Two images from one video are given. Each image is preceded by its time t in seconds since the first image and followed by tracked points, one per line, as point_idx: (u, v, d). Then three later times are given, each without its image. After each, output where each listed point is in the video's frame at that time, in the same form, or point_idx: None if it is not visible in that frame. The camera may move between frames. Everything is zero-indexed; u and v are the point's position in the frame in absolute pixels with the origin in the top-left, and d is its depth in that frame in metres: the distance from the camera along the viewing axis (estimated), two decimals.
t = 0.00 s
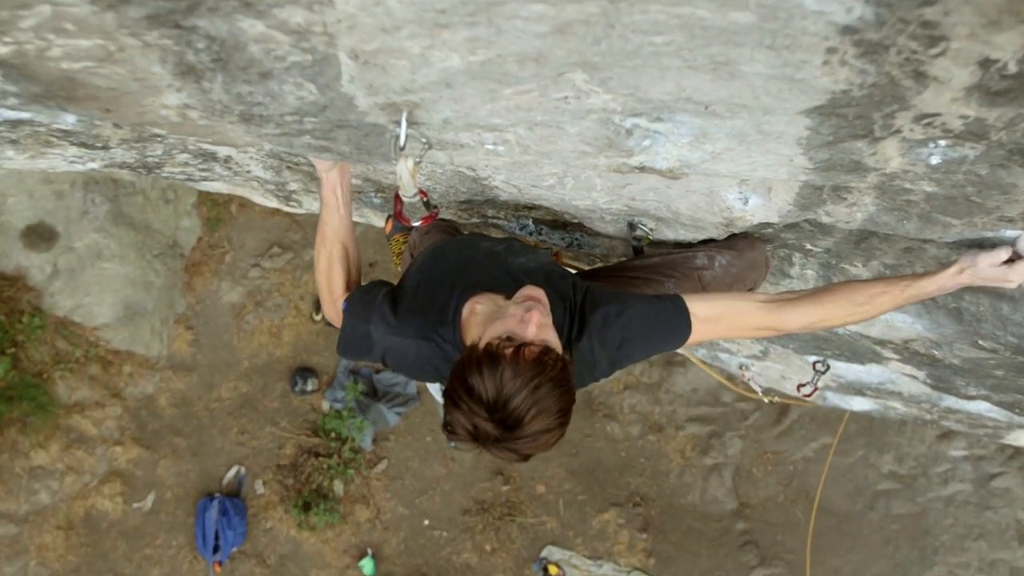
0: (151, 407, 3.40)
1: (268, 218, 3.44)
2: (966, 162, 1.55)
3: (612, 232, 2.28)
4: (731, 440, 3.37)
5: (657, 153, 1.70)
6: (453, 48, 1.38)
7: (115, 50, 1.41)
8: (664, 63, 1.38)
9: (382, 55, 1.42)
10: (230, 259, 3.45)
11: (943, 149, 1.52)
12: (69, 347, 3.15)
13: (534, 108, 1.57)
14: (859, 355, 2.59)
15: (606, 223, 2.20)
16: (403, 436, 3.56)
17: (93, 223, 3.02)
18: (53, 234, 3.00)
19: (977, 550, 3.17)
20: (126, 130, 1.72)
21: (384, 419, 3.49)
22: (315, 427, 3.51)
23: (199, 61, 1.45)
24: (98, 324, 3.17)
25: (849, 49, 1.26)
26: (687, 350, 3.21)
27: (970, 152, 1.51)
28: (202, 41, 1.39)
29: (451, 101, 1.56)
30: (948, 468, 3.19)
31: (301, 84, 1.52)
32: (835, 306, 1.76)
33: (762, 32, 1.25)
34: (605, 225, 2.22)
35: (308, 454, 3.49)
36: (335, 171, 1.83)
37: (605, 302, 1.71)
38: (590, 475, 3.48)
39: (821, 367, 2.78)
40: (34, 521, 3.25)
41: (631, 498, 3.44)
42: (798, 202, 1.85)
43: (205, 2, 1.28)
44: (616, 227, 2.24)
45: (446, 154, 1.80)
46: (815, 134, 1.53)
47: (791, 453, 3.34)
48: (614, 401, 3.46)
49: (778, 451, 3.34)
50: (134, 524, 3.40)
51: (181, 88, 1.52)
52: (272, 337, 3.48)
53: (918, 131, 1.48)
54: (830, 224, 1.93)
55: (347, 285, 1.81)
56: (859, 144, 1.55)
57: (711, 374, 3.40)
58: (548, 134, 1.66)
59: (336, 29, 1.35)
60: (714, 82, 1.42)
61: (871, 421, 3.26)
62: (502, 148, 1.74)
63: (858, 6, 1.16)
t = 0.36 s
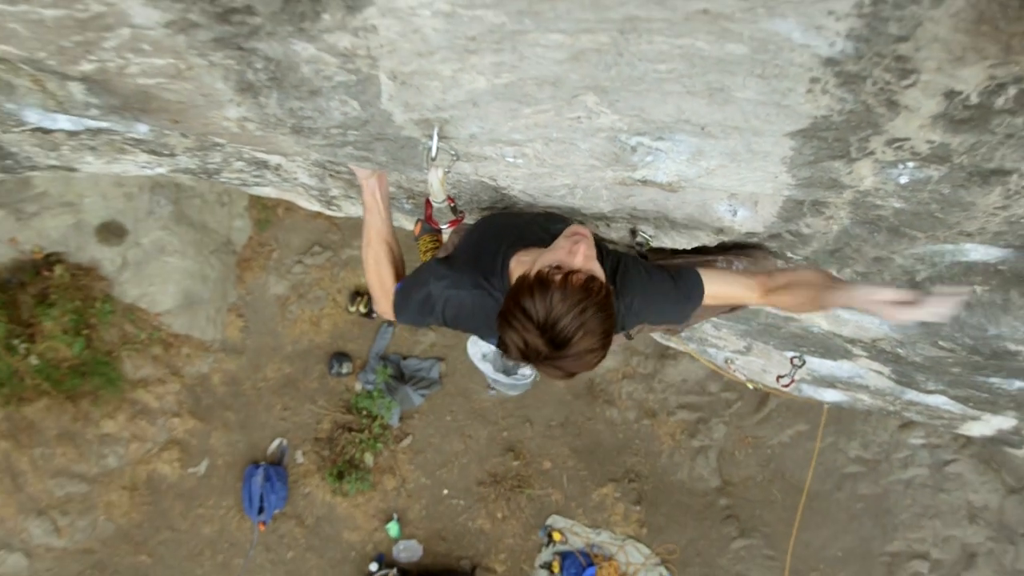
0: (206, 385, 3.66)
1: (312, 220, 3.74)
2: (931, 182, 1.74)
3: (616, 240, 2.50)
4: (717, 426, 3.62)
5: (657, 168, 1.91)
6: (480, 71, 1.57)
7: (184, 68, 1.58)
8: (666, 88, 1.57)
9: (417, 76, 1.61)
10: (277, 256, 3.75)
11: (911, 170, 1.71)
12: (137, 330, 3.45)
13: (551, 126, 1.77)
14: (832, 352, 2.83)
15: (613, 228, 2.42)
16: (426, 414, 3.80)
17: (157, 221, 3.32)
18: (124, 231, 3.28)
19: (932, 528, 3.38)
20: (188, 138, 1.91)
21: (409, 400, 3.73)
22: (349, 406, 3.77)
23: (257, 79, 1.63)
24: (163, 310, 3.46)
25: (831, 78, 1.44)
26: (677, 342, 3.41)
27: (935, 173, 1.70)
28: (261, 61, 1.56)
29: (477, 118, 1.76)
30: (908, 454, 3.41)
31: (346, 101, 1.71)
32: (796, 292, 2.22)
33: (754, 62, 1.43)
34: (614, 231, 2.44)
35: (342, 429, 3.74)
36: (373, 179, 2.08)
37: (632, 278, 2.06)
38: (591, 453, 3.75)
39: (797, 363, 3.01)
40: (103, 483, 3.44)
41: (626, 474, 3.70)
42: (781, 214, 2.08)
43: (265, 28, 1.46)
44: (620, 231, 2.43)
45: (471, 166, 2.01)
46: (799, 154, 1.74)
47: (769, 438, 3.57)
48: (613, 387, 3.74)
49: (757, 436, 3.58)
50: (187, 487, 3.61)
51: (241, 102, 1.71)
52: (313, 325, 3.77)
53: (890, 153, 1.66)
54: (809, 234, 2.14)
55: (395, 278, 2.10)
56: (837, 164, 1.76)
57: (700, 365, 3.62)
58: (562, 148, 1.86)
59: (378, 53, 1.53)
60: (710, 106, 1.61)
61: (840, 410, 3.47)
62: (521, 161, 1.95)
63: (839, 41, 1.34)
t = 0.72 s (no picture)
0: (243, 372, 3.88)
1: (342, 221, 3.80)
2: (920, 197, 1.88)
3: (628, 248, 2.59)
4: (714, 420, 3.71)
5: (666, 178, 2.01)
6: (504, 85, 1.68)
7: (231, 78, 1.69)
8: (676, 104, 1.68)
9: (446, 89, 1.72)
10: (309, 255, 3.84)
11: (902, 185, 1.85)
12: (179, 319, 3.66)
13: (568, 137, 1.89)
14: (824, 353, 2.97)
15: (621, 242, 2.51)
16: (445, 405, 3.95)
17: (201, 221, 3.46)
18: (170, 229, 3.48)
19: (913, 519, 3.52)
20: (233, 143, 2.06)
21: (429, 391, 3.86)
22: (373, 394, 3.92)
23: (297, 89, 1.74)
24: (204, 302, 3.67)
25: (829, 98, 1.55)
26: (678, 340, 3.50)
27: (924, 188, 1.83)
28: (301, 72, 1.67)
29: (500, 129, 1.88)
30: (892, 450, 3.53)
31: (379, 110, 1.83)
32: (736, 268, 1.91)
33: (758, 81, 1.54)
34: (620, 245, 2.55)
35: (367, 416, 3.90)
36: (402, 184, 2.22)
37: (576, 308, 1.97)
38: (597, 443, 3.86)
39: (791, 362, 3.16)
40: (145, 460, 3.77)
41: (629, 463, 3.82)
42: (779, 224, 2.22)
43: (307, 41, 1.56)
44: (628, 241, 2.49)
45: (493, 173, 2.15)
46: (797, 168, 1.88)
47: (763, 432, 3.67)
48: (618, 382, 3.82)
49: (752, 430, 3.68)
50: (222, 466, 3.88)
51: (282, 110, 1.83)
52: (341, 319, 3.87)
53: (883, 168, 1.80)
54: (805, 243, 2.29)
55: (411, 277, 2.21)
56: (833, 177, 1.89)
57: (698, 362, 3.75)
58: (578, 158, 1.99)
59: (410, 66, 1.64)
60: (716, 121, 1.72)
61: (830, 407, 3.58)
62: (539, 169, 2.08)
63: (838, 63, 1.43)
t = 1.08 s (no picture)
0: (257, 363, 3.93)
1: (357, 217, 3.82)
2: (926, 200, 1.91)
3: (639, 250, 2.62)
4: (719, 418, 3.73)
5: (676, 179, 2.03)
6: (519, 86, 1.71)
7: (252, 75, 1.72)
8: (687, 106, 1.71)
9: (462, 89, 1.75)
10: (325, 250, 3.87)
11: (908, 188, 1.88)
12: (197, 311, 3.69)
13: (581, 137, 1.92)
14: (829, 353, 3.00)
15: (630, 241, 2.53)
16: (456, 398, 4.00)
17: (219, 215, 3.49)
18: (189, 222, 3.49)
19: (914, 517, 3.55)
20: (252, 139, 2.09)
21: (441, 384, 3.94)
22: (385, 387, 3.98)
23: (317, 87, 1.77)
24: (221, 295, 3.70)
25: (839, 102, 1.58)
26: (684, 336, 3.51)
27: (930, 192, 1.86)
28: (320, 70, 1.70)
29: (515, 129, 1.91)
30: (893, 450, 3.55)
31: (396, 109, 1.86)
32: (684, 313, 1.78)
33: (768, 85, 1.57)
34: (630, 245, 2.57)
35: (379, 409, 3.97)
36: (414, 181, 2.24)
37: (519, 354, 1.91)
38: (604, 439, 3.90)
39: (795, 362, 3.19)
40: (162, 449, 3.83)
41: (635, 459, 3.86)
42: (787, 225, 2.25)
43: (326, 40, 1.59)
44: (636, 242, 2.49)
45: (507, 172, 2.18)
46: (806, 170, 1.91)
47: (767, 430, 3.70)
48: (626, 378, 3.86)
49: (757, 428, 3.70)
50: (237, 456, 3.95)
51: (301, 107, 1.86)
52: (355, 314, 3.90)
53: (890, 171, 1.83)
54: (812, 244, 2.32)
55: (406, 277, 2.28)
56: (841, 180, 1.92)
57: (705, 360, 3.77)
58: (590, 158, 2.02)
59: (427, 66, 1.67)
60: (726, 124, 1.75)
61: (834, 408, 3.60)
62: (552, 168, 2.11)
63: (848, 68, 1.46)
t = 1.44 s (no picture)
0: (262, 354, 3.94)
1: (363, 209, 3.81)
2: (934, 197, 1.90)
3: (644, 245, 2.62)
4: (723, 413, 3.73)
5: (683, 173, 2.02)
6: (527, 79, 1.70)
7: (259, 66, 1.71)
8: (695, 101, 1.70)
9: (470, 81, 1.74)
10: (331, 241, 3.84)
11: (916, 185, 1.87)
12: (202, 302, 3.70)
13: (589, 131, 1.91)
14: (833, 350, 2.99)
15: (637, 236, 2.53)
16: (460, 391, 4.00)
17: (225, 206, 3.48)
18: (194, 213, 3.47)
19: (916, 515, 3.54)
20: (259, 130, 2.08)
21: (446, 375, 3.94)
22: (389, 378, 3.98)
23: (324, 78, 1.76)
24: (226, 286, 3.70)
25: (848, 97, 1.57)
26: (687, 331, 3.52)
27: (938, 188, 1.86)
28: (329, 61, 1.69)
29: (522, 122, 1.90)
30: (897, 447, 3.54)
31: (404, 101, 1.85)
32: (716, 277, 1.80)
33: (777, 80, 1.56)
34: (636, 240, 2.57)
35: (383, 401, 3.97)
36: (420, 174, 2.25)
37: (549, 321, 1.94)
38: (608, 433, 3.90)
39: (800, 358, 3.19)
40: (166, 439, 3.84)
41: (638, 453, 3.86)
42: (794, 221, 2.25)
43: (335, 31, 1.58)
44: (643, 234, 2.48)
45: (514, 165, 2.18)
46: (813, 166, 1.90)
47: (771, 426, 3.69)
48: (630, 373, 3.85)
49: (760, 424, 3.69)
50: (240, 447, 3.96)
51: (308, 99, 1.85)
52: (359, 307, 3.91)
53: (898, 168, 1.82)
54: (818, 240, 2.31)
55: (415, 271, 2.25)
56: (848, 177, 1.91)
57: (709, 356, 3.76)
58: (597, 152, 2.01)
59: (436, 58, 1.66)
60: (735, 118, 1.74)
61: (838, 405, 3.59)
62: (559, 162, 2.10)
63: (857, 63, 1.45)
